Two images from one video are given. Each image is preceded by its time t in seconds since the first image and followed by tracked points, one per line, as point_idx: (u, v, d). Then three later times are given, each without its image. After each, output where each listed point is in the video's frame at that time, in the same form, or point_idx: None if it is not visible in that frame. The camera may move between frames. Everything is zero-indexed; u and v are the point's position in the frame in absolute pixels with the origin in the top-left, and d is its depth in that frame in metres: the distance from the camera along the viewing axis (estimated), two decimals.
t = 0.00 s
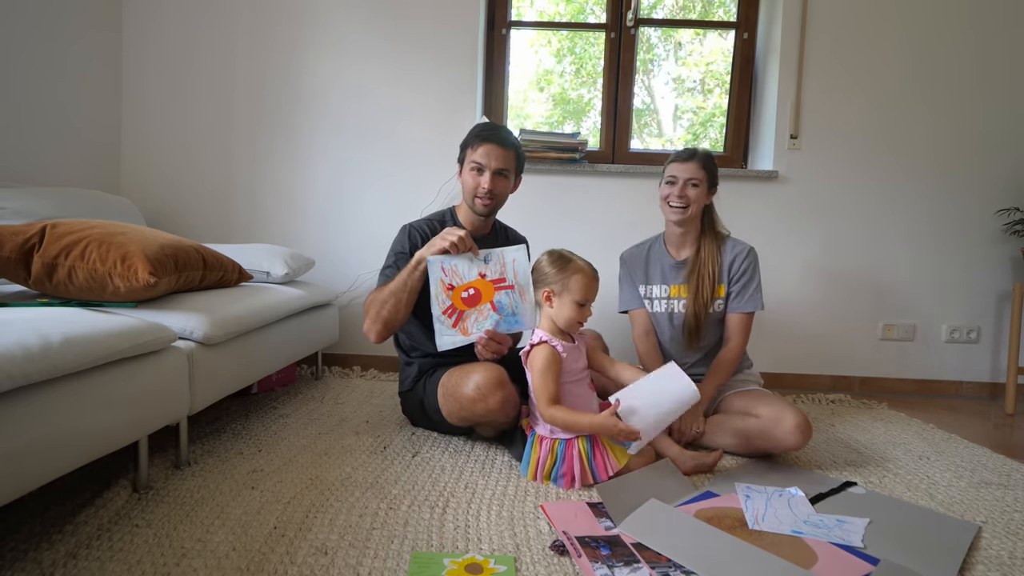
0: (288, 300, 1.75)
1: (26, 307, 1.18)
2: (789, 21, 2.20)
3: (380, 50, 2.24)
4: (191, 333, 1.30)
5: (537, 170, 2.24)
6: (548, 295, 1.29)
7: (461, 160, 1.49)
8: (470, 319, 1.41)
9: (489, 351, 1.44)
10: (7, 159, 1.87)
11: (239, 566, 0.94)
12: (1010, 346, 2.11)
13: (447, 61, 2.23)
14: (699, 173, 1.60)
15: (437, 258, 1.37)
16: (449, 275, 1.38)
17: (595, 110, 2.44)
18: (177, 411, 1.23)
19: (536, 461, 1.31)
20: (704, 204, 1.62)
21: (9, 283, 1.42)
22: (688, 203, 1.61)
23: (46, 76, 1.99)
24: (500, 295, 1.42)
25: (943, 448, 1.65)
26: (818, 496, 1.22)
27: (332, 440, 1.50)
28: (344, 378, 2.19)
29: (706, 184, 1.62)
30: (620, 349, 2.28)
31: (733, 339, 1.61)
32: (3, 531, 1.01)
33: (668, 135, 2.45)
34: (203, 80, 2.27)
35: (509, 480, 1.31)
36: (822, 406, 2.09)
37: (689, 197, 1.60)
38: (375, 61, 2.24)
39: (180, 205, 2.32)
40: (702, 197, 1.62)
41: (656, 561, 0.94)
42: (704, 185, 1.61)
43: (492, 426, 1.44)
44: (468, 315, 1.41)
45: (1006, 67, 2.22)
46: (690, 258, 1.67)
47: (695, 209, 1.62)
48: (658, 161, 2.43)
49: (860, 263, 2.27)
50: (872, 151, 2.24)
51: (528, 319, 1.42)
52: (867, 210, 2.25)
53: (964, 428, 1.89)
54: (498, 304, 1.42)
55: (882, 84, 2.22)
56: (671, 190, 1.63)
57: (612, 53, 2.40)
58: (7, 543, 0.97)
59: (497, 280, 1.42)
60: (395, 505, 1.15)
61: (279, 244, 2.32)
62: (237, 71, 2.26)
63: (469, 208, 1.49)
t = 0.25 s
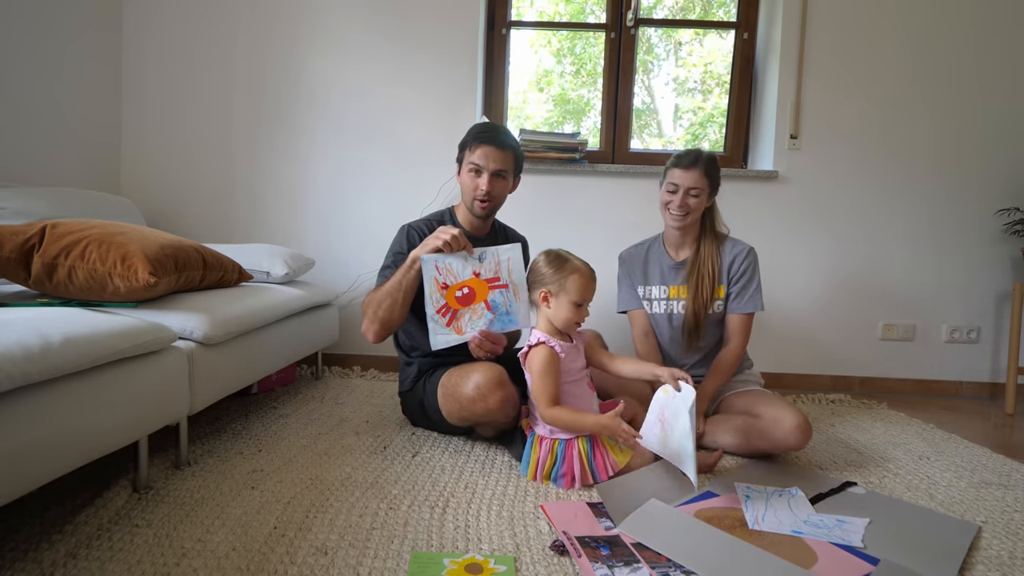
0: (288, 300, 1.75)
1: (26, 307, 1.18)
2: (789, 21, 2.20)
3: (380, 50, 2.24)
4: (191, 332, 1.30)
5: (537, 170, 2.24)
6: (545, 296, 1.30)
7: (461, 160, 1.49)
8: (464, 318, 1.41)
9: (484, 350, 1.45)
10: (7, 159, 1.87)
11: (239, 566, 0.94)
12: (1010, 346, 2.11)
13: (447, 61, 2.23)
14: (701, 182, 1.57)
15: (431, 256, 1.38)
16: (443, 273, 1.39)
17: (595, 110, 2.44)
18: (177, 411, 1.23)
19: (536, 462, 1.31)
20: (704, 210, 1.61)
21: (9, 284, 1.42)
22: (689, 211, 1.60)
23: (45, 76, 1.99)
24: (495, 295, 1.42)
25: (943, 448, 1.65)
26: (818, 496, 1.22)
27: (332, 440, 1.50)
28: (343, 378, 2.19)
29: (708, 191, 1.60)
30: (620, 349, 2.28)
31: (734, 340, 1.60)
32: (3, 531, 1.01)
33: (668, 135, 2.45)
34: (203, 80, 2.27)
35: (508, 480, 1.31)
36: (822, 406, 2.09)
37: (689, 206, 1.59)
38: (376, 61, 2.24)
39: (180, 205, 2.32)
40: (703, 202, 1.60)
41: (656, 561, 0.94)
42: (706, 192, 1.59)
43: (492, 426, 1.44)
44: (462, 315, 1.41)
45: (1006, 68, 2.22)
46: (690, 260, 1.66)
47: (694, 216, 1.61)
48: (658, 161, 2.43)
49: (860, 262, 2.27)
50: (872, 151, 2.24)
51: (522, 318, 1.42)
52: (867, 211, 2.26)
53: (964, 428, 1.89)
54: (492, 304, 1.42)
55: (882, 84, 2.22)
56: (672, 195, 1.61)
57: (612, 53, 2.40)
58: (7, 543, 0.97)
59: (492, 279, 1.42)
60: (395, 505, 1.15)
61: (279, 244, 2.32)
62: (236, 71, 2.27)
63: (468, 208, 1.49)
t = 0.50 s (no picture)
0: (288, 300, 1.75)
1: (26, 307, 1.18)
2: (789, 21, 2.20)
3: (380, 50, 2.24)
4: (191, 333, 1.30)
5: (537, 170, 2.24)
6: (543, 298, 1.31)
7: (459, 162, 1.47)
8: (459, 317, 1.41)
9: (479, 348, 1.46)
10: (7, 159, 1.87)
11: (239, 566, 0.94)
12: (1010, 346, 2.12)
13: (447, 61, 2.23)
14: (690, 184, 1.57)
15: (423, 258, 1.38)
16: (435, 275, 1.39)
17: (595, 110, 2.44)
18: (177, 411, 1.23)
19: (536, 462, 1.31)
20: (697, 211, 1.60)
21: (9, 284, 1.42)
22: (679, 213, 1.60)
23: (45, 76, 1.99)
24: (490, 295, 1.41)
25: (943, 448, 1.65)
26: (818, 496, 1.22)
27: (332, 440, 1.50)
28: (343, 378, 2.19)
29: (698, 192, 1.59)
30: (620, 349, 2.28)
31: (733, 339, 1.60)
32: (3, 531, 1.01)
33: (668, 135, 2.45)
34: (203, 80, 2.27)
35: (509, 480, 1.31)
36: (822, 405, 2.09)
37: (680, 208, 1.59)
38: (376, 62, 2.24)
39: (180, 205, 2.32)
40: (696, 204, 1.60)
41: (656, 561, 0.94)
42: (696, 194, 1.58)
43: (492, 426, 1.44)
44: (457, 315, 1.41)
45: (1005, 68, 2.22)
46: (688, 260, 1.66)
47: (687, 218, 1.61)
48: (658, 161, 2.43)
49: (860, 262, 2.27)
50: (872, 151, 2.24)
51: (520, 319, 1.40)
52: (867, 211, 2.26)
53: (964, 428, 1.89)
54: (487, 304, 1.41)
55: (882, 84, 2.22)
56: (665, 199, 1.60)
57: (612, 53, 2.40)
58: (7, 543, 0.97)
59: (486, 279, 1.41)
60: (395, 505, 1.15)
61: (279, 244, 2.32)
62: (236, 71, 2.27)
63: (467, 212, 1.49)
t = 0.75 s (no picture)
0: (288, 300, 1.75)
1: (26, 306, 1.18)
2: (789, 21, 2.20)
3: (380, 50, 2.24)
4: (191, 333, 1.30)
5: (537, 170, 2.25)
6: (544, 297, 1.29)
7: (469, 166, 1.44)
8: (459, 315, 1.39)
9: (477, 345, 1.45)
10: (7, 159, 1.87)
11: (239, 566, 0.94)
12: (1010, 346, 2.11)
13: (447, 61, 2.23)
14: (696, 196, 1.53)
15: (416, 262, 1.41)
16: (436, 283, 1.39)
17: (595, 110, 2.44)
18: (177, 411, 1.23)
19: (536, 461, 1.31)
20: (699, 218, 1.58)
21: (9, 283, 1.42)
22: (686, 226, 1.57)
23: (45, 76, 1.99)
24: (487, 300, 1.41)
25: (943, 448, 1.65)
26: (818, 496, 1.22)
27: (332, 440, 1.50)
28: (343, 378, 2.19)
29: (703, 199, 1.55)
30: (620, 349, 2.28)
31: (729, 337, 1.61)
32: (3, 531, 1.01)
33: (668, 135, 2.45)
34: (203, 80, 2.27)
35: (509, 480, 1.31)
36: (822, 405, 2.09)
37: (686, 220, 1.55)
38: (376, 61, 2.24)
39: (180, 205, 2.32)
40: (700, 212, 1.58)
41: (656, 561, 0.94)
42: (702, 206, 1.56)
43: (493, 425, 1.44)
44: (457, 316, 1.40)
45: (1005, 68, 2.22)
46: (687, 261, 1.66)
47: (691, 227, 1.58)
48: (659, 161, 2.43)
49: (860, 262, 2.27)
50: (872, 151, 2.24)
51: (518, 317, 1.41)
52: (867, 211, 2.26)
53: (964, 428, 1.89)
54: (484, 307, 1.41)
55: (882, 85, 2.22)
56: (672, 210, 1.56)
57: (612, 53, 2.40)
58: (7, 543, 0.97)
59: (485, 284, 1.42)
60: (395, 505, 1.15)
61: (279, 244, 2.32)
62: (236, 71, 2.27)
63: (473, 218, 1.48)
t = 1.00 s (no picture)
0: (288, 300, 1.75)
1: (26, 306, 1.18)
2: (789, 21, 2.20)
3: (380, 50, 2.24)
4: (191, 333, 1.30)
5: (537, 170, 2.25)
6: (546, 296, 1.28)
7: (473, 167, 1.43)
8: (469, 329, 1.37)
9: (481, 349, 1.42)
10: (7, 159, 1.87)
11: (239, 566, 0.94)
12: (1010, 346, 2.11)
13: (447, 61, 2.23)
14: (698, 196, 1.54)
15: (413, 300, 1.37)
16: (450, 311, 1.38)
17: (595, 110, 2.44)
18: (177, 411, 1.23)
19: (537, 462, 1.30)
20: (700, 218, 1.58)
21: (9, 283, 1.42)
22: (687, 225, 1.57)
23: (45, 76, 1.99)
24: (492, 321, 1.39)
25: (943, 448, 1.65)
26: (817, 496, 1.22)
27: (332, 440, 1.50)
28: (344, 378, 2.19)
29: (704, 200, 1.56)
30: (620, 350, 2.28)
31: (730, 339, 1.60)
32: (3, 531, 1.01)
33: (668, 135, 2.45)
34: (203, 80, 2.27)
35: (509, 480, 1.31)
36: (822, 405, 2.09)
37: (687, 219, 1.56)
38: (376, 61, 2.24)
39: (180, 205, 2.32)
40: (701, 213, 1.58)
41: (656, 561, 0.94)
42: (704, 206, 1.56)
43: (493, 425, 1.44)
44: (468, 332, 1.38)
45: (1005, 68, 2.22)
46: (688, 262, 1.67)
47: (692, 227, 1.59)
48: (659, 161, 2.43)
49: (860, 262, 2.27)
50: (872, 151, 2.24)
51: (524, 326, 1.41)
52: (867, 211, 2.26)
53: (964, 428, 1.89)
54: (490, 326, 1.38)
55: (882, 85, 2.22)
56: (672, 209, 1.57)
57: (612, 53, 2.40)
58: (7, 543, 0.97)
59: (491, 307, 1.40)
60: (395, 505, 1.15)
61: (279, 244, 2.32)
62: (236, 71, 2.26)
63: (479, 218, 1.48)
